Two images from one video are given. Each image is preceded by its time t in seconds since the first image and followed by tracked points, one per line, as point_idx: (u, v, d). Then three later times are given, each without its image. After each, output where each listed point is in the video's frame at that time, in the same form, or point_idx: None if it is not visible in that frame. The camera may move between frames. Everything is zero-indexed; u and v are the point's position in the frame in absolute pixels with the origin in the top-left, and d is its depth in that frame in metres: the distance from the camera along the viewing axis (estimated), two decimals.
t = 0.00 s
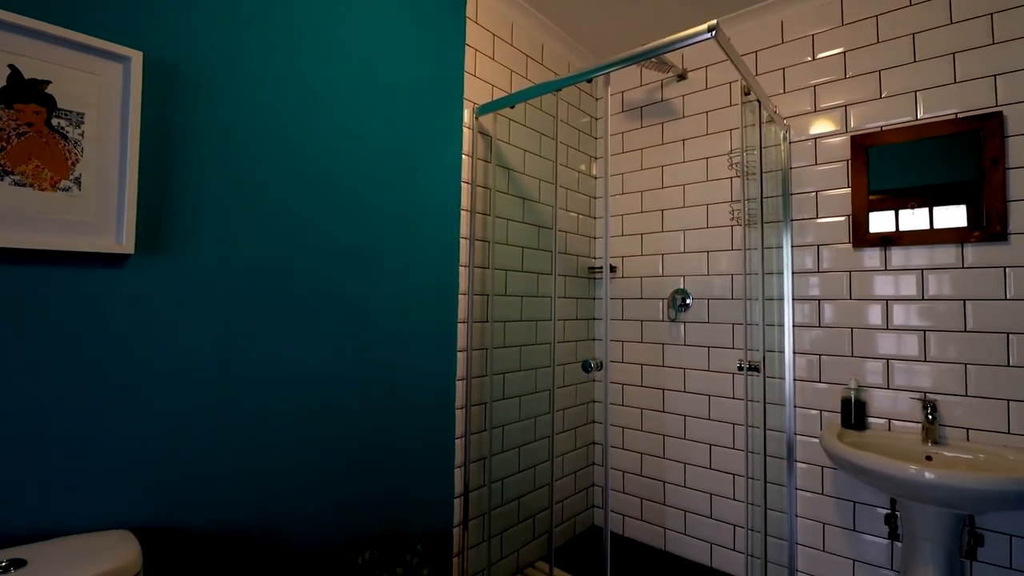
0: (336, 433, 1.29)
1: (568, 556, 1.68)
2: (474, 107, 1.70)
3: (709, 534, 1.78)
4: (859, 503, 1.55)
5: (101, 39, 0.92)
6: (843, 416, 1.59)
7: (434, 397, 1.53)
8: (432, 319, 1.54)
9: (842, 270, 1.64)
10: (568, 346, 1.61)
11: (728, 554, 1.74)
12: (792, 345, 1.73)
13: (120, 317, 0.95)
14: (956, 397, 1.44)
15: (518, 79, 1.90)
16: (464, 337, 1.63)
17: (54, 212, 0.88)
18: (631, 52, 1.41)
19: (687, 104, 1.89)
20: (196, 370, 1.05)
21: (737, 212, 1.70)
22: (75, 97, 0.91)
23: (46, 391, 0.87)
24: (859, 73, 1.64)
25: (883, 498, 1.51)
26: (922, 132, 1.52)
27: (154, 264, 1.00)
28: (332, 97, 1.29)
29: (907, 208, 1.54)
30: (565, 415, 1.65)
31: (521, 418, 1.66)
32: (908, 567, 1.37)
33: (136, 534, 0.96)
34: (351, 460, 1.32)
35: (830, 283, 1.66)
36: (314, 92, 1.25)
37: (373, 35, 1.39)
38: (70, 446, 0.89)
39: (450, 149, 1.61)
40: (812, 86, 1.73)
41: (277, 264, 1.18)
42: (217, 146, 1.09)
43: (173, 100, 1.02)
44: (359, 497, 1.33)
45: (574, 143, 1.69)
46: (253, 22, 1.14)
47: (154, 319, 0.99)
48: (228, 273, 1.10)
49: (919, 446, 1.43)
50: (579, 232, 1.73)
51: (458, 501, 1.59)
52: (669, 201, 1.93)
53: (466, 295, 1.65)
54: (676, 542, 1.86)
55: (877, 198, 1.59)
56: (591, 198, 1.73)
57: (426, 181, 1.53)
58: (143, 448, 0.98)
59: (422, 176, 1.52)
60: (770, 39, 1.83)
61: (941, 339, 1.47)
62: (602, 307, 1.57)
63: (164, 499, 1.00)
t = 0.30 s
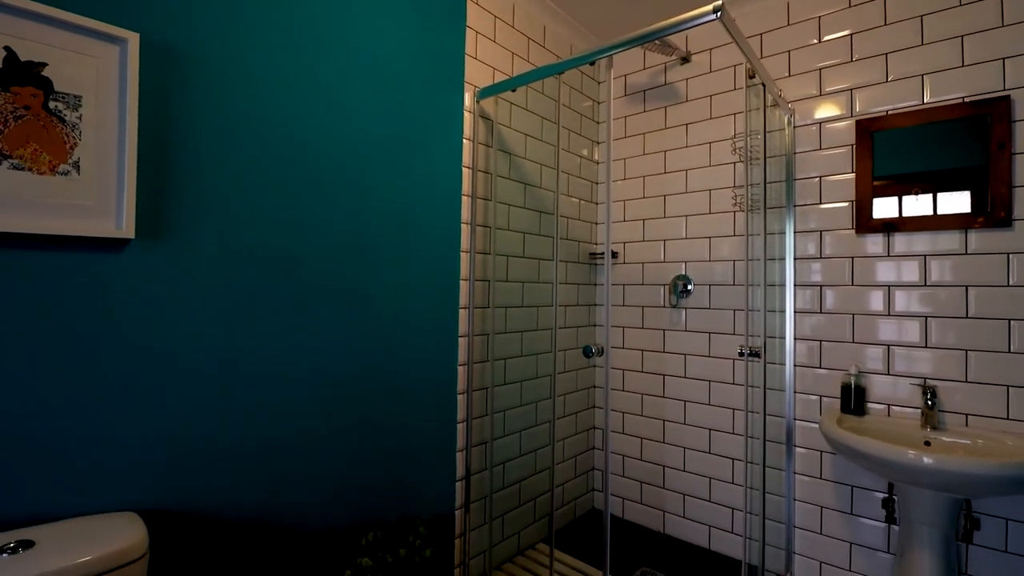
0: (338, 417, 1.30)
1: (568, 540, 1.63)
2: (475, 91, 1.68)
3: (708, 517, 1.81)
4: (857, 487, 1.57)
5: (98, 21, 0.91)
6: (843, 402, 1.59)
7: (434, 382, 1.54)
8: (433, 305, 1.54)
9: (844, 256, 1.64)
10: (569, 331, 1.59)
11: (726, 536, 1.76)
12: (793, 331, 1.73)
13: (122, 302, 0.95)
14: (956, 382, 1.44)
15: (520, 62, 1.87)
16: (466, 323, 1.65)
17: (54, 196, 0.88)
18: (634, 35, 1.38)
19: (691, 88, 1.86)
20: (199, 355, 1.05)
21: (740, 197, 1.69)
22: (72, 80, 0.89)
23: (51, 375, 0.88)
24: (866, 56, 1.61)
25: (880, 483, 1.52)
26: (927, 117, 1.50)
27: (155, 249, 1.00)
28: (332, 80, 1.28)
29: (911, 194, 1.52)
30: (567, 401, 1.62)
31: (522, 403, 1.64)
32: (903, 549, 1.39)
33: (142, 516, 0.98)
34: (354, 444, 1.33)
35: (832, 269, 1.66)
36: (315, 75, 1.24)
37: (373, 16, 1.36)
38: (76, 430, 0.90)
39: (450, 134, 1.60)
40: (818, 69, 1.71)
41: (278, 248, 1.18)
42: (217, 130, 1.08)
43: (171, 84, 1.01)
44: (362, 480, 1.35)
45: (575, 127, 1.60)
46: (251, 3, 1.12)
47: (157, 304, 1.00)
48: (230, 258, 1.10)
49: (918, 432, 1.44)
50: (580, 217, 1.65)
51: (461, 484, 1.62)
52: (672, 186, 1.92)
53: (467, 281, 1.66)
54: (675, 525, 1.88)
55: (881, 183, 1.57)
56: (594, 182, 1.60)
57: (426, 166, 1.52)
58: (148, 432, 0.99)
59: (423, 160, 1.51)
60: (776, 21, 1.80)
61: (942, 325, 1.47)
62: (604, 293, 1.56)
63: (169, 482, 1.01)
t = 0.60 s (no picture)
0: (340, 401, 1.31)
1: (568, 522, 1.64)
2: (475, 73, 1.66)
3: (706, 499, 1.82)
4: (855, 470, 1.58)
5: None
6: (843, 386, 1.60)
7: (434, 367, 1.54)
8: (433, 290, 1.54)
9: (847, 241, 1.63)
10: (569, 316, 1.61)
11: (724, 518, 1.78)
12: (794, 316, 1.73)
13: (121, 286, 0.95)
14: (957, 367, 1.44)
15: (520, 44, 1.84)
16: (467, 308, 1.64)
17: (51, 179, 0.87)
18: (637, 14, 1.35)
19: (694, 70, 1.84)
20: (200, 339, 1.06)
21: (743, 181, 1.68)
22: (65, 61, 0.88)
23: (52, 358, 0.88)
24: (873, 37, 1.58)
25: (879, 466, 1.53)
26: (934, 99, 1.48)
27: (154, 233, 0.99)
28: (330, 61, 1.26)
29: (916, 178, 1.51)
30: (568, 385, 1.64)
31: (522, 387, 1.64)
32: (900, 531, 1.41)
33: (146, 497, 0.99)
34: (355, 428, 1.34)
35: (835, 254, 1.65)
36: (313, 53, 1.23)
37: None
38: (78, 413, 0.91)
39: (450, 117, 1.58)
40: (823, 51, 1.68)
41: (278, 232, 1.18)
42: (214, 111, 1.07)
43: (166, 64, 1.00)
44: (364, 463, 1.36)
45: (577, 111, 1.65)
46: None
47: (156, 288, 0.99)
48: (229, 242, 1.09)
49: (918, 416, 1.44)
50: (581, 202, 1.69)
51: (462, 467, 1.62)
52: (674, 170, 1.90)
53: (468, 266, 1.65)
54: (674, 507, 1.90)
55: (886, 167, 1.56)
56: (595, 167, 1.70)
57: (426, 150, 1.51)
58: (150, 414, 0.99)
59: (423, 142, 1.50)
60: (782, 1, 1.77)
61: (944, 310, 1.46)
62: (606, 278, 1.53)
63: (173, 463, 1.02)
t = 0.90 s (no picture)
0: (341, 383, 1.31)
1: (569, 502, 1.59)
2: (475, 52, 1.63)
3: (704, 481, 1.84)
4: (853, 453, 1.59)
5: None
6: (843, 369, 1.60)
7: (434, 349, 1.54)
8: (433, 272, 1.53)
9: (850, 224, 1.62)
10: (569, 300, 1.56)
11: (722, 499, 1.80)
12: (795, 299, 1.72)
13: (120, 267, 0.94)
14: (958, 350, 1.44)
15: (521, 23, 1.81)
16: (467, 290, 1.65)
17: (46, 158, 0.86)
18: None
19: (698, 50, 1.80)
20: (200, 320, 1.05)
21: (746, 163, 1.66)
22: (56, 37, 0.86)
23: (52, 339, 0.88)
24: (881, 15, 1.55)
25: (876, 449, 1.54)
26: (941, 80, 1.45)
27: (152, 213, 0.98)
28: (328, 37, 1.24)
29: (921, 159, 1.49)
30: (568, 368, 1.62)
31: (522, 369, 1.63)
32: (897, 512, 1.42)
33: (149, 477, 0.99)
34: (356, 410, 1.35)
35: (837, 237, 1.64)
36: (310, 31, 1.20)
37: None
38: (80, 393, 0.91)
39: (450, 98, 1.56)
40: (830, 29, 1.65)
41: (276, 212, 1.17)
42: (210, 89, 1.05)
43: (160, 40, 0.98)
44: (366, 445, 1.37)
45: (579, 91, 1.58)
46: None
47: (155, 268, 0.99)
48: (227, 222, 1.09)
49: (917, 399, 1.45)
50: (583, 184, 1.62)
51: (462, 448, 1.65)
52: (677, 152, 1.88)
53: (468, 248, 1.65)
54: (672, 488, 1.92)
55: (891, 148, 1.54)
56: (596, 148, 1.55)
57: (426, 131, 1.49)
58: (152, 395, 1.00)
59: (422, 122, 1.48)
60: None
61: (946, 293, 1.46)
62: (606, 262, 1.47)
63: (175, 444, 1.03)
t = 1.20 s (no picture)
0: (341, 365, 1.31)
1: (568, 484, 1.58)
2: (475, 29, 1.60)
3: (702, 462, 1.86)
4: (851, 435, 1.60)
5: None
6: (843, 352, 1.60)
7: (434, 333, 1.54)
8: (433, 255, 1.52)
9: (853, 206, 1.60)
10: (569, 283, 1.54)
11: (720, 481, 1.82)
12: (796, 282, 1.72)
13: (117, 248, 0.94)
14: (958, 333, 1.44)
15: None
16: (467, 273, 1.64)
17: (39, 136, 0.84)
18: None
19: (702, 28, 1.77)
20: (198, 302, 1.05)
21: (749, 144, 1.64)
22: (46, 11, 0.84)
23: (50, 320, 0.88)
24: None
25: (875, 431, 1.55)
26: (949, 60, 1.43)
27: (148, 193, 0.97)
28: (325, 13, 1.21)
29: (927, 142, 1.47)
30: (568, 350, 1.61)
31: (522, 352, 1.64)
32: (894, 493, 1.43)
33: (151, 457, 1.00)
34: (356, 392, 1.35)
35: (840, 219, 1.63)
36: (305, 6, 1.17)
37: None
38: (80, 374, 0.91)
39: (449, 77, 1.53)
40: (837, 7, 1.61)
41: (275, 193, 1.15)
42: (205, 66, 1.03)
43: (152, 15, 0.95)
44: (366, 427, 1.38)
45: (581, 72, 1.58)
46: None
47: (153, 250, 0.98)
48: (225, 203, 1.08)
49: (917, 381, 1.45)
50: (585, 166, 1.57)
51: (462, 430, 1.65)
52: (679, 134, 1.86)
53: (467, 231, 1.64)
54: (671, 470, 1.94)
55: (897, 130, 1.51)
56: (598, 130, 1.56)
57: (424, 112, 1.46)
58: (152, 377, 1.00)
59: (421, 103, 1.45)
60: None
61: (949, 276, 1.45)
62: (607, 246, 1.44)
63: (177, 425, 1.03)
